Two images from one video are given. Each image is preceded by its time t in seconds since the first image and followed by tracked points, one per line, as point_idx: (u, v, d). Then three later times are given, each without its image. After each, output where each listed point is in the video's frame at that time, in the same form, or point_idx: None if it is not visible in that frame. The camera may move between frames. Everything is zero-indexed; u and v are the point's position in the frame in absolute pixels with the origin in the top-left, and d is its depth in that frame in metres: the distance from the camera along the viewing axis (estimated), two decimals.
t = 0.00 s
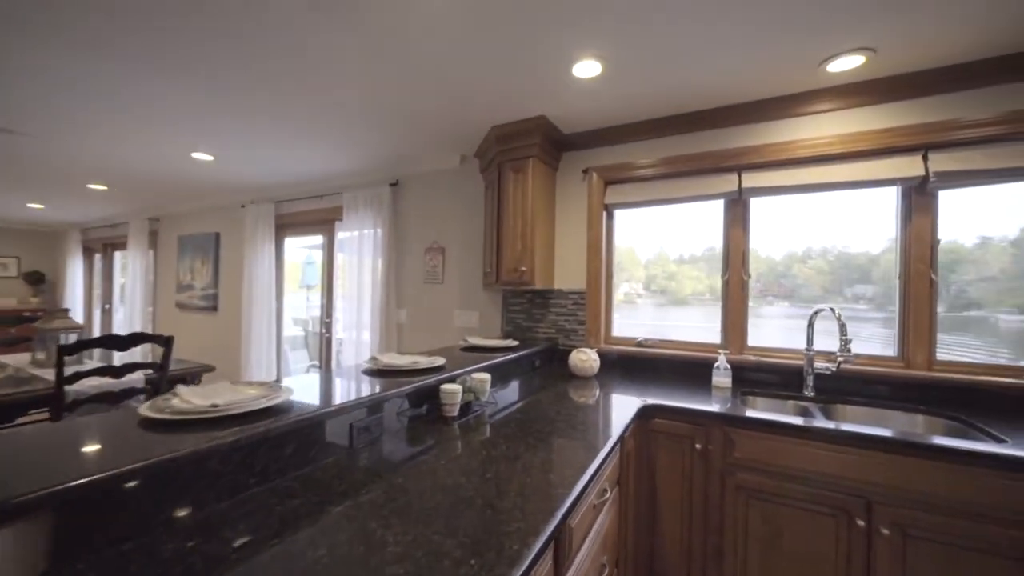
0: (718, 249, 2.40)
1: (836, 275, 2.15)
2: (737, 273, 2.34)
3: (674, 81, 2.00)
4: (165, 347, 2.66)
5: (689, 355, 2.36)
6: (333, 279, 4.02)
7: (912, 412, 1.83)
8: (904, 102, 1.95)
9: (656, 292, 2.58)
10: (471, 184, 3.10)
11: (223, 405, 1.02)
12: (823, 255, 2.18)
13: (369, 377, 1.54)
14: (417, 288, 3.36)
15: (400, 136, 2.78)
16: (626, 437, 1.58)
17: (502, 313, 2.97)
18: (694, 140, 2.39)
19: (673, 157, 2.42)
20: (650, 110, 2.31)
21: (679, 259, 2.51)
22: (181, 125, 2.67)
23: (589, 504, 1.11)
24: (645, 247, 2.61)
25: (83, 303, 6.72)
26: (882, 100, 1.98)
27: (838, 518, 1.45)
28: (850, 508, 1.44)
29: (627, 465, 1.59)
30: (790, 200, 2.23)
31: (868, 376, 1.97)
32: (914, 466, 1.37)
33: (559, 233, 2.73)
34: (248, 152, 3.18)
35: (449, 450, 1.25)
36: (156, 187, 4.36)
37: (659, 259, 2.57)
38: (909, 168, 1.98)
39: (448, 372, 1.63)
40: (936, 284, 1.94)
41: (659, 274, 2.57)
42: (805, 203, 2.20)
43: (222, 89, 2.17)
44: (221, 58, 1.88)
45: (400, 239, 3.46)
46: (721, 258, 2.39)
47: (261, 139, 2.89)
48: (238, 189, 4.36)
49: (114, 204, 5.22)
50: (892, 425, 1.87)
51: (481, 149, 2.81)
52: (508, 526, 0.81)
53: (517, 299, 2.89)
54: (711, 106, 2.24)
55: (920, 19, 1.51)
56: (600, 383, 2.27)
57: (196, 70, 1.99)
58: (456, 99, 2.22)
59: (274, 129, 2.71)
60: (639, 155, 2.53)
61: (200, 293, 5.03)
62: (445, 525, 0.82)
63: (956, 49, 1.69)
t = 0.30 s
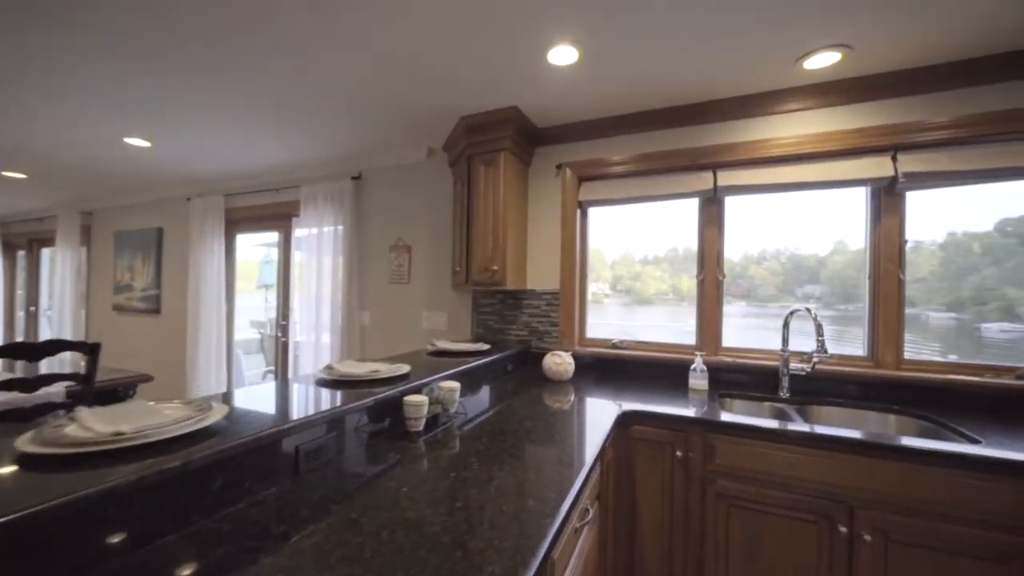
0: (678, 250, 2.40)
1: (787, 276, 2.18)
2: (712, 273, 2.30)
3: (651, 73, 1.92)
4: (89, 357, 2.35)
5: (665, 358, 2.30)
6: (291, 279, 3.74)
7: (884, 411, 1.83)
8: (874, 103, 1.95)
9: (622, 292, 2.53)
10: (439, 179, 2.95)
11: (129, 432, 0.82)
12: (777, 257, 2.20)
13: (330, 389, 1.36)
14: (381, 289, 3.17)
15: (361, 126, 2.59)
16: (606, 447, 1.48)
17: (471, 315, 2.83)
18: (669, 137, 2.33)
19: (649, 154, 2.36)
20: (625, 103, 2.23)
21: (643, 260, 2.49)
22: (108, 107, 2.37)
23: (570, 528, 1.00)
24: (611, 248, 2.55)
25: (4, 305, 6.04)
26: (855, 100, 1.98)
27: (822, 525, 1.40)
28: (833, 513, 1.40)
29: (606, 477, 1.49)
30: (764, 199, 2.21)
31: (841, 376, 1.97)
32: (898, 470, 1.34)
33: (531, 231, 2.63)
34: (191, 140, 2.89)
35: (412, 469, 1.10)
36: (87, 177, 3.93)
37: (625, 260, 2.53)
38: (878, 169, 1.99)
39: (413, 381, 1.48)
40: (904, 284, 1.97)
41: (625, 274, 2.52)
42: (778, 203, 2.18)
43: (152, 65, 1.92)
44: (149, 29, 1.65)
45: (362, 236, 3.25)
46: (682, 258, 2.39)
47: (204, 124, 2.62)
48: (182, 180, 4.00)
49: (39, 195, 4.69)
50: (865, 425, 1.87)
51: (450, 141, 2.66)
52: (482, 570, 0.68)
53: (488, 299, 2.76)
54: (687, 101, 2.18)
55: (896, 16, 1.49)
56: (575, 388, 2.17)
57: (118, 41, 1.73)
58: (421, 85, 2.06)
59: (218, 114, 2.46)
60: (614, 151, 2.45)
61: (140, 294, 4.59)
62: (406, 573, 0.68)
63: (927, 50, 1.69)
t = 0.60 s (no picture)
0: (643, 250, 2.38)
1: (744, 276, 2.20)
2: (684, 273, 2.28)
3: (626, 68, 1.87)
4: None
5: (638, 360, 2.27)
6: (243, 279, 3.48)
7: (852, 411, 1.85)
8: (840, 106, 1.98)
9: (589, 291, 2.48)
10: (406, 174, 2.80)
11: (7, 469, 0.65)
12: (734, 258, 2.21)
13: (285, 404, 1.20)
14: (343, 290, 2.98)
15: (320, 115, 2.41)
16: (583, 457, 1.41)
17: (440, 317, 2.71)
18: (643, 135, 2.29)
19: (622, 151, 2.31)
20: (599, 99, 2.17)
21: (610, 261, 2.45)
22: (21, 82, 2.09)
23: (549, 554, 0.91)
24: (579, 249, 2.50)
25: None
26: (822, 102, 2.00)
27: (797, 529, 1.39)
28: (810, 518, 1.38)
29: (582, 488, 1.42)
30: (735, 200, 2.20)
31: (811, 376, 1.98)
32: (871, 472, 1.34)
33: (502, 230, 2.54)
34: (126, 125, 2.61)
35: (373, 494, 0.98)
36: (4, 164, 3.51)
37: (591, 261, 2.48)
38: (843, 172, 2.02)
39: (374, 390, 1.35)
40: (868, 285, 2.01)
41: (592, 274, 2.47)
42: (748, 204, 2.18)
43: (71, 36, 1.68)
44: None
45: (322, 234, 3.05)
46: (646, 259, 2.37)
47: (140, 108, 2.36)
48: (119, 170, 3.65)
49: None
50: (834, 425, 1.89)
51: (416, 133, 2.53)
52: None
53: (457, 300, 2.64)
54: (661, 99, 2.15)
55: (867, 18, 1.50)
56: (548, 392, 2.09)
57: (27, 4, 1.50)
58: (385, 72, 1.93)
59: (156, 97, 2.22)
60: (587, 149, 2.39)
61: (70, 296, 4.16)
62: None
63: (892, 54, 1.72)
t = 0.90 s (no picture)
0: (610, 251, 2.36)
1: (703, 276, 2.22)
2: (655, 274, 2.27)
3: (598, 64, 1.83)
4: None
5: (611, 361, 2.24)
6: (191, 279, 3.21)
7: (816, 409, 1.90)
8: (804, 110, 2.02)
9: (557, 292, 2.44)
10: (369, 169, 2.67)
11: None
12: (695, 259, 2.23)
13: (237, 420, 1.07)
14: (301, 290, 2.80)
15: (275, 103, 2.24)
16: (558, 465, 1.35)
17: (406, 320, 2.59)
18: (615, 133, 2.27)
19: (593, 150, 2.28)
20: (571, 96, 2.13)
21: (577, 261, 2.41)
22: None
23: None
24: (547, 249, 2.45)
25: None
26: (787, 106, 2.04)
27: (770, 531, 1.39)
28: (781, 518, 1.39)
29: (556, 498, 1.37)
30: (704, 201, 2.21)
31: (777, 375, 2.01)
32: (839, 471, 1.35)
33: (471, 228, 2.45)
34: (49, 108, 2.34)
35: (328, 520, 0.88)
36: None
37: (560, 261, 2.43)
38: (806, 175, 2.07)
39: (334, 400, 1.24)
40: (829, 285, 2.06)
41: (561, 275, 2.43)
42: (717, 205, 2.19)
43: None
44: None
45: (278, 231, 2.86)
46: (613, 260, 2.35)
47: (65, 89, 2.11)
48: (44, 159, 3.29)
49: None
50: (799, 424, 1.93)
51: (381, 126, 2.40)
52: None
53: (424, 301, 2.54)
54: (632, 97, 2.13)
55: (832, 22, 1.52)
56: (519, 396, 2.03)
57: None
58: (345, 57, 1.80)
59: (83, 78, 1.99)
60: (559, 146, 2.35)
61: None
62: None
63: (853, 60, 1.77)
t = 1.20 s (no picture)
0: (573, 253, 2.34)
1: (662, 277, 2.24)
2: (624, 273, 2.27)
3: (568, 60, 1.80)
4: None
5: (581, 363, 2.22)
6: (127, 277, 2.93)
7: (778, 406, 1.95)
8: (765, 115, 2.08)
9: (523, 292, 2.40)
10: (329, 162, 2.52)
11: None
12: (654, 261, 2.25)
13: (176, 437, 0.95)
14: (253, 290, 2.61)
15: (222, 87, 2.07)
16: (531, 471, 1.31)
17: (369, 322, 2.47)
18: (584, 132, 2.25)
19: (562, 149, 2.25)
20: (541, 92, 2.09)
21: (543, 262, 2.38)
22: None
23: None
24: (513, 250, 2.41)
25: None
26: (751, 111, 2.08)
27: (738, 529, 1.40)
28: (749, 516, 1.40)
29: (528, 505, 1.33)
30: (671, 202, 2.23)
31: (740, 374, 2.05)
32: (804, 467, 1.38)
33: (438, 226, 2.37)
34: None
35: (280, 549, 0.78)
36: None
37: (526, 262, 2.40)
38: (766, 178, 2.13)
39: (286, 411, 1.13)
40: (789, 286, 2.13)
41: (526, 275, 2.40)
42: (683, 206, 2.21)
43: None
44: None
45: (227, 227, 2.66)
46: (577, 262, 2.34)
47: None
48: None
49: None
50: (763, 422, 1.98)
51: (342, 116, 2.28)
52: None
53: (388, 302, 2.42)
54: (602, 97, 2.12)
55: (793, 29, 1.56)
56: (488, 399, 1.97)
57: None
58: (299, 39, 1.67)
59: None
60: (528, 144, 2.30)
61: None
62: None
63: (812, 68, 1.82)
